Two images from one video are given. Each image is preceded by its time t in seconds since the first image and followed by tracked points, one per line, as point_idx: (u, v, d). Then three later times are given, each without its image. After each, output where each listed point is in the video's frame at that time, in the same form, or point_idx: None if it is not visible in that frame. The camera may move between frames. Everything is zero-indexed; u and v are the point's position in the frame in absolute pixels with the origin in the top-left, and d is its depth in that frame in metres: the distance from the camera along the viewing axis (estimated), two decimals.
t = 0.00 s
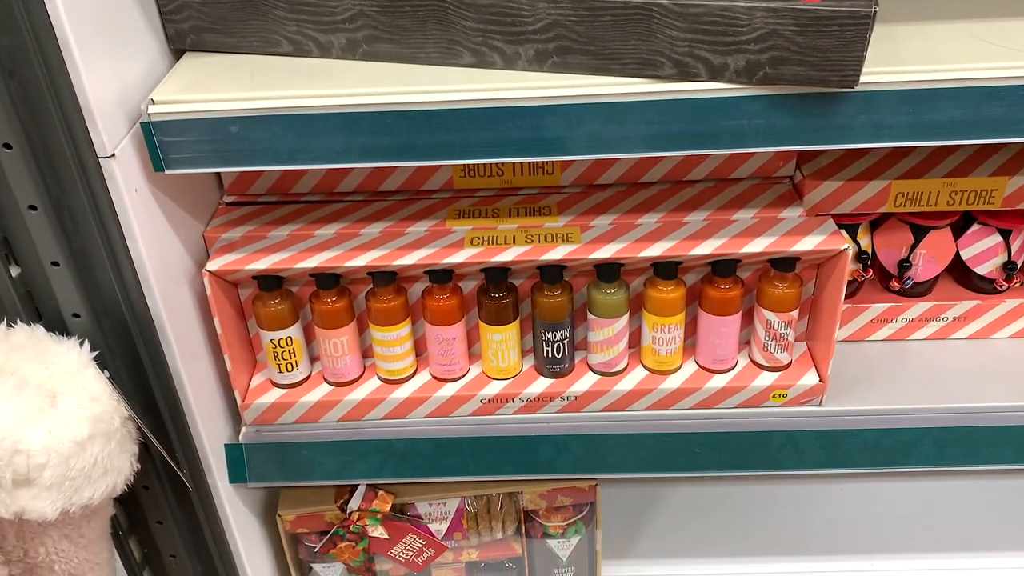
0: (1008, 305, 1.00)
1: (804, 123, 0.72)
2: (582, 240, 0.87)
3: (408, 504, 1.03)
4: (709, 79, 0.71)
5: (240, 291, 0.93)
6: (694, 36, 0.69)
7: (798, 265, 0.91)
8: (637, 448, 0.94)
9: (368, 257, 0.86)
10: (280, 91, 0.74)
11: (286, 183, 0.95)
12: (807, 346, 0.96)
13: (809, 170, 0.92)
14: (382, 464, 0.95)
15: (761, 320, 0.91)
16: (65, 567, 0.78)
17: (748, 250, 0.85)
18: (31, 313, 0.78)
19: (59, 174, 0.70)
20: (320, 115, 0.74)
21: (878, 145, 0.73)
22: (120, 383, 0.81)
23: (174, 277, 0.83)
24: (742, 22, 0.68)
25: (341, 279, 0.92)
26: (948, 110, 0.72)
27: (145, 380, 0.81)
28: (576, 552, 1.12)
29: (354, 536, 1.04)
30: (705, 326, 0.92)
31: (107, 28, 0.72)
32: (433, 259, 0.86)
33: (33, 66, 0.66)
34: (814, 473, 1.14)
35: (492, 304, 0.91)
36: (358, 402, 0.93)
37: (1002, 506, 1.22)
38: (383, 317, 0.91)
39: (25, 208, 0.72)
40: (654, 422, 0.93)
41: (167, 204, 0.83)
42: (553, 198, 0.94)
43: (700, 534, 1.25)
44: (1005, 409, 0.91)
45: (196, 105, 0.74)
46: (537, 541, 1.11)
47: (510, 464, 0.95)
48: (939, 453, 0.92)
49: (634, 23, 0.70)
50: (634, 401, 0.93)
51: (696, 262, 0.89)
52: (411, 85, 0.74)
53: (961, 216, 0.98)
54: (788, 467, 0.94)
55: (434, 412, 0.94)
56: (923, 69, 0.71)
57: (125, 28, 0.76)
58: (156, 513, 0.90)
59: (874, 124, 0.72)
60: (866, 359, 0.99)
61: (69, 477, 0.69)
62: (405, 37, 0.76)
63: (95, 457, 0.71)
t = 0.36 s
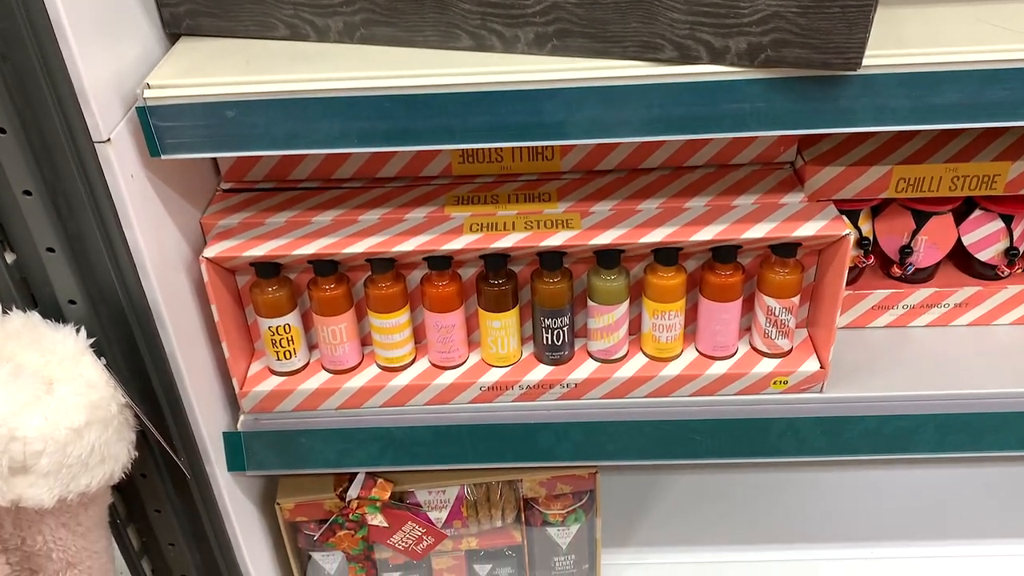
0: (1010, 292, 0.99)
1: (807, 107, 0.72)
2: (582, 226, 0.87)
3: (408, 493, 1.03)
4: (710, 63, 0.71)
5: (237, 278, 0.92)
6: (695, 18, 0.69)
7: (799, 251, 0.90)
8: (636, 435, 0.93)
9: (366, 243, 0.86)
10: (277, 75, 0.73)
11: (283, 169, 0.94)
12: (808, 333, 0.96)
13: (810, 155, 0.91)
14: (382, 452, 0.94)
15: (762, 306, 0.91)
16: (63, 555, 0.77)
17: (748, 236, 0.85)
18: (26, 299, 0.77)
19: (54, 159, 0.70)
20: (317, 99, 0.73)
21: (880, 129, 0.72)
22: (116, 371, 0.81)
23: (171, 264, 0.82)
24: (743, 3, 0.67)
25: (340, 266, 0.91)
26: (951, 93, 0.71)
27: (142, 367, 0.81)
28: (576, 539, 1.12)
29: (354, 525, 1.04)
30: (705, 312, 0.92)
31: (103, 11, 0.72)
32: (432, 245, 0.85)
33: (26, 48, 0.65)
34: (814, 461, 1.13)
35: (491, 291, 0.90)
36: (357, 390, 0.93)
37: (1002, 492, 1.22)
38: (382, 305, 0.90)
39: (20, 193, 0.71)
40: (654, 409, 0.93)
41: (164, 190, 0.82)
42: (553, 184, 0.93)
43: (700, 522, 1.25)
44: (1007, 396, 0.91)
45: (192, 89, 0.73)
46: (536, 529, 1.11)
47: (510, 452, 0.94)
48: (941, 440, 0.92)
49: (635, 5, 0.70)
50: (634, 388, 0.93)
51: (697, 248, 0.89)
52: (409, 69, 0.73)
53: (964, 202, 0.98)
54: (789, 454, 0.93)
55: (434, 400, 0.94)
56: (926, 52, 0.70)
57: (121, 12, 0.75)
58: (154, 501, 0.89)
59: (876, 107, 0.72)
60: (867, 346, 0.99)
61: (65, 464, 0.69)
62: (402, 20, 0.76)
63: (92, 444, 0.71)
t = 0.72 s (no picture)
0: (1007, 280, 0.99)
1: (802, 95, 0.72)
2: (577, 216, 0.87)
3: (404, 484, 1.03)
4: (706, 50, 0.71)
5: (232, 270, 0.92)
6: (690, 5, 0.69)
7: (794, 240, 0.90)
8: (633, 425, 0.93)
9: (361, 234, 0.86)
10: (271, 64, 0.73)
11: (278, 159, 0.94)
12: (805, 322, 0.95)
13: (806, 144, 0.91)
14: (377, 443, 0.94)
15: (758, 296, 0.91)
16: (58, 547, 0.77)
17: (743, 225, 0.85)
18: (19, 291, 0.76)
19: (46, 148, 0.69)
20: (312, 88, 0.73)
21: (876, 116, 0.72)
22: (111, 362, 0.80)
23: (165, 256, 0.82)
24: None
25: (334, 257, 0.91)
26: (947, 80, 0.71)
27: (137, 358, 0.81)
28: (573, 530, 1.12)
29: (349, 517, 1.04)
30: (701, 302, 0.92)
31: None
32: (427, 235, 0.85)
33: (16, 35, 0.64)
34: (810, 450, 1.14)
35: (486, 281, 0.90)
36: (352, 381, 0.93)
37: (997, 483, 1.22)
38: (377, 295, 0.90)
39: (12, 182, 0.70)
40: (651, 399, 0.93)
41: (158, 180, 0.82)
42: (548, 174, 0.93)
43: (697, 513, 1.25)
44: (1002, 384, 0.91)
45: (184, 78, 0.73)
46: (533, 520, 1.11)
47: (507, 443, 0.94)
48: (936, 429, 0.92)
49: None
50: (630, 378, 0.93)
51: (692, 238, 0.89)
52: (402, 58, 0.73)
53: (960, 191, 0.97)
54: (785, 442, 0.94)
55: (431, 390, 0.94)
56: (922, 39, 0.70)
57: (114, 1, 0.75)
58: (150, 493, 0.89)
59: (872, 95, 0.71)
60: (863, 336, 0.99)
61: (59, 456, 0.69)
62: (396, 9, 0.75)
63: (86, 435, 0.70)
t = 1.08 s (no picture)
0: (990, 270, 1.01)
1: (783, 88, 0.72)
2: (564, 210, 0.88)
3: (396, 478, 1.03)
4: (687, 45, 0.71)
5: (221, 267, 0.93)
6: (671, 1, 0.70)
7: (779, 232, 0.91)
8: (623, 417, 0.94)
9: (349, 230, 0.86)
10: (257, 62, 0.74)
11: (265, 157, 0.94)
12: (790, 313, 0.96)
13: (790, 137, 0.92)
14: (368, 438, 0.95)
15: (743, 287, 0.92)
16: (51, 544, 0.78)
17: (727, 217, 0.86)
18: (9, 290, 0.77)
19: (32, 147, 0.69)
20: (298, 86, 0.73)
21: (856, 109, 0.73)
22: (101, 359, 0.81)
23: (153, 253, 0.82)
24: None
25: (323, 254, 0.91)
26: (926, 72, 0.72)
27: (127, 355, 0.81)
28: (564, 522, 1.13)
29: (343, 510, 1.05)
30: (687, 294, 0.92)
31: None
32: (415, 230, 0.86)
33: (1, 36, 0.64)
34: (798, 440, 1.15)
35: (475, 276, 0.91)
36: (343, 375, 0.93)
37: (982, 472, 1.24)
38: (366, 291, 0.91)
39: None
40: (639, 391, 0.94)
41: (146, 179, 0.82)
42: (535, 169, 0.94)
43: (687, 503, 1.26)
44: (986, 372, 0.92)
45: (170, 78, 0.73)
46: (525, 512, 1.11)
47: (497, 436, 0.95)
48: (922, 416, 0.93)
49: None
50: (618, 370, 0.93)
51: (678, 230, 0.89)
52: (387, 55, 0.74)
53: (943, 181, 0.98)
54: (771, 432, 0.95)
55: (420, 384, 0.94)
56: (901, 31, 0.71)
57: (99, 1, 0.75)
58: (142, 490, 0.89)
59: (852, 87, 0.72)
60: (849, 326, 1.00)
61: (51, 453, 0.69)
62: (380, 7, 0.76)
63: (78, 432, 0.71)
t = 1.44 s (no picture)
0: (968, 252, 1.01)
1: (758, 70, 0.73)
2: (543, 198, 0.87)
3: (380, 470, 1.03)
4: (663, 28, 0.71)
5: (201, 260, 0.92)
6: None
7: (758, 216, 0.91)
8: (604, 403, 0.94)
9: (328, 220, 0.86)
10: (233, 51, 0.73)
11: (244, 148, 0.94)
12: (770, 298, 0.97)
13: (768, 122, 0.93)
14: (351, 428, 0.95)
15: (723, 272, 0.92)
16: (32, 539, 0.77)
17: (705, 203, 0.86)
18: None
19: (6, 137, 0.68)
20: (274, 74, 0.73)
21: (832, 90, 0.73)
22: (79, 352, 0.80)
23: (131, 245, 0.82)
24: None
25: (303, 245, 0.91)
26: (901, 52, 0.72)
27: (106, 347, 0.81)
28: (549, 511, 1.13)
29: (327, 503, 1.05)
30: (668, 279, 0.93)
31: None
32: (394, 220, 0.86)
33: None
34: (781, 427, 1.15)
35: (456, 265, 0.90)
36: (326, 366, 0.93)
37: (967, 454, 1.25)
38: (347, 281, 0.90)
39: None
40: (621, 377, 0.94)
41: (122, 170, 0.81)
42: (515, 157, 0.94)
43: (673, 492, 1.27)
44: (964, 353, 0.93)
45: (145, 67, 0.73)
46: (510, 502, 1.11)
47: (480, 425, 0.95)
48: (902, 398, 0.94)
49: None
50: (601, 356, 0.93)
51: (657, 216, 0.90)
52: (363, 41, 0.73)
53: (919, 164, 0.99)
54: (754, 417, 0.95)
55: (403, 375, 0.94)
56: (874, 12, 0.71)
57: None
58: (124, 484, 0.89)
59: (827, 69, 0.73)
60: (829, 310, 1.01)
61: (29, 446, 0.69)
62: None
63: (57, 424, 0.71)
